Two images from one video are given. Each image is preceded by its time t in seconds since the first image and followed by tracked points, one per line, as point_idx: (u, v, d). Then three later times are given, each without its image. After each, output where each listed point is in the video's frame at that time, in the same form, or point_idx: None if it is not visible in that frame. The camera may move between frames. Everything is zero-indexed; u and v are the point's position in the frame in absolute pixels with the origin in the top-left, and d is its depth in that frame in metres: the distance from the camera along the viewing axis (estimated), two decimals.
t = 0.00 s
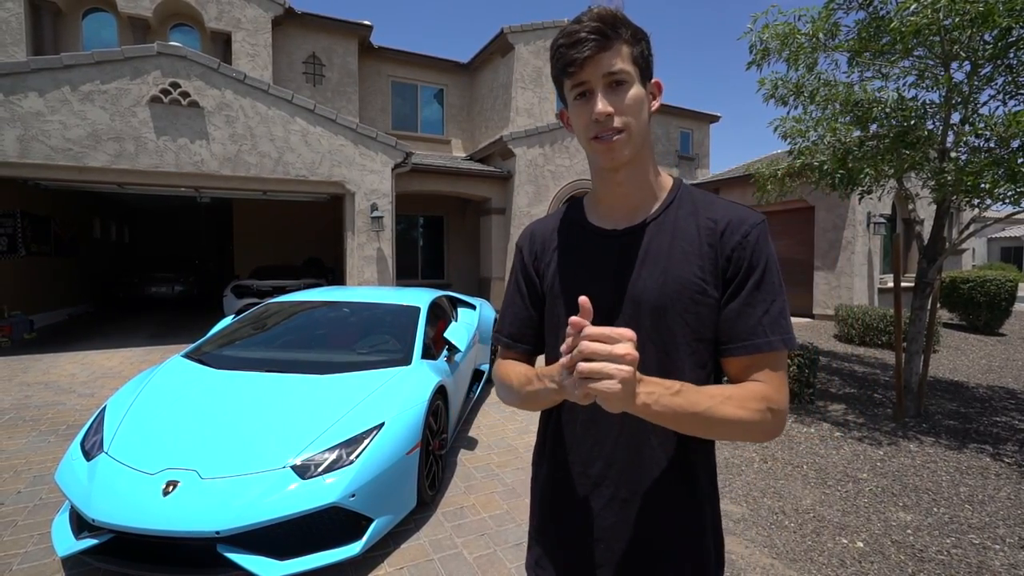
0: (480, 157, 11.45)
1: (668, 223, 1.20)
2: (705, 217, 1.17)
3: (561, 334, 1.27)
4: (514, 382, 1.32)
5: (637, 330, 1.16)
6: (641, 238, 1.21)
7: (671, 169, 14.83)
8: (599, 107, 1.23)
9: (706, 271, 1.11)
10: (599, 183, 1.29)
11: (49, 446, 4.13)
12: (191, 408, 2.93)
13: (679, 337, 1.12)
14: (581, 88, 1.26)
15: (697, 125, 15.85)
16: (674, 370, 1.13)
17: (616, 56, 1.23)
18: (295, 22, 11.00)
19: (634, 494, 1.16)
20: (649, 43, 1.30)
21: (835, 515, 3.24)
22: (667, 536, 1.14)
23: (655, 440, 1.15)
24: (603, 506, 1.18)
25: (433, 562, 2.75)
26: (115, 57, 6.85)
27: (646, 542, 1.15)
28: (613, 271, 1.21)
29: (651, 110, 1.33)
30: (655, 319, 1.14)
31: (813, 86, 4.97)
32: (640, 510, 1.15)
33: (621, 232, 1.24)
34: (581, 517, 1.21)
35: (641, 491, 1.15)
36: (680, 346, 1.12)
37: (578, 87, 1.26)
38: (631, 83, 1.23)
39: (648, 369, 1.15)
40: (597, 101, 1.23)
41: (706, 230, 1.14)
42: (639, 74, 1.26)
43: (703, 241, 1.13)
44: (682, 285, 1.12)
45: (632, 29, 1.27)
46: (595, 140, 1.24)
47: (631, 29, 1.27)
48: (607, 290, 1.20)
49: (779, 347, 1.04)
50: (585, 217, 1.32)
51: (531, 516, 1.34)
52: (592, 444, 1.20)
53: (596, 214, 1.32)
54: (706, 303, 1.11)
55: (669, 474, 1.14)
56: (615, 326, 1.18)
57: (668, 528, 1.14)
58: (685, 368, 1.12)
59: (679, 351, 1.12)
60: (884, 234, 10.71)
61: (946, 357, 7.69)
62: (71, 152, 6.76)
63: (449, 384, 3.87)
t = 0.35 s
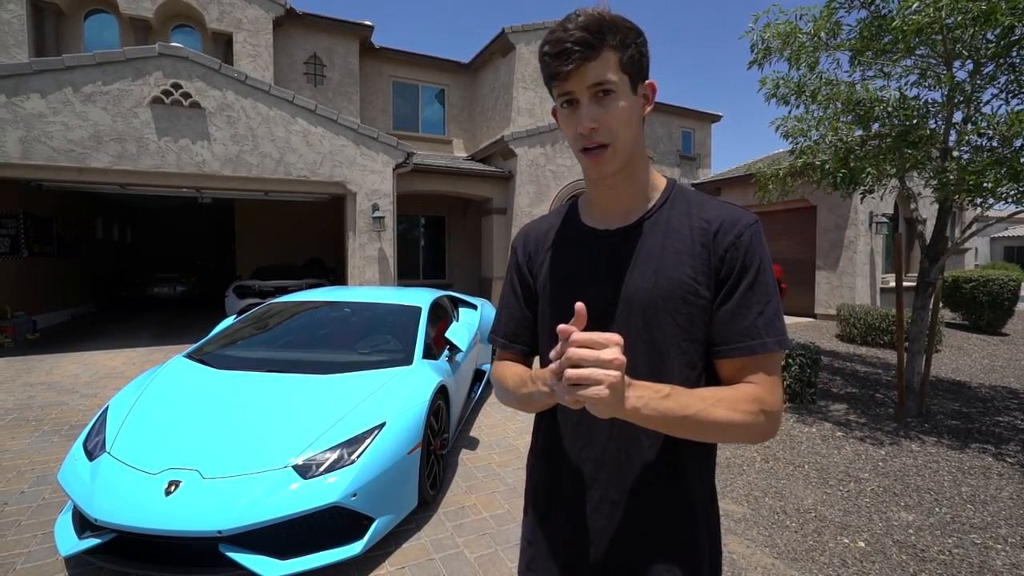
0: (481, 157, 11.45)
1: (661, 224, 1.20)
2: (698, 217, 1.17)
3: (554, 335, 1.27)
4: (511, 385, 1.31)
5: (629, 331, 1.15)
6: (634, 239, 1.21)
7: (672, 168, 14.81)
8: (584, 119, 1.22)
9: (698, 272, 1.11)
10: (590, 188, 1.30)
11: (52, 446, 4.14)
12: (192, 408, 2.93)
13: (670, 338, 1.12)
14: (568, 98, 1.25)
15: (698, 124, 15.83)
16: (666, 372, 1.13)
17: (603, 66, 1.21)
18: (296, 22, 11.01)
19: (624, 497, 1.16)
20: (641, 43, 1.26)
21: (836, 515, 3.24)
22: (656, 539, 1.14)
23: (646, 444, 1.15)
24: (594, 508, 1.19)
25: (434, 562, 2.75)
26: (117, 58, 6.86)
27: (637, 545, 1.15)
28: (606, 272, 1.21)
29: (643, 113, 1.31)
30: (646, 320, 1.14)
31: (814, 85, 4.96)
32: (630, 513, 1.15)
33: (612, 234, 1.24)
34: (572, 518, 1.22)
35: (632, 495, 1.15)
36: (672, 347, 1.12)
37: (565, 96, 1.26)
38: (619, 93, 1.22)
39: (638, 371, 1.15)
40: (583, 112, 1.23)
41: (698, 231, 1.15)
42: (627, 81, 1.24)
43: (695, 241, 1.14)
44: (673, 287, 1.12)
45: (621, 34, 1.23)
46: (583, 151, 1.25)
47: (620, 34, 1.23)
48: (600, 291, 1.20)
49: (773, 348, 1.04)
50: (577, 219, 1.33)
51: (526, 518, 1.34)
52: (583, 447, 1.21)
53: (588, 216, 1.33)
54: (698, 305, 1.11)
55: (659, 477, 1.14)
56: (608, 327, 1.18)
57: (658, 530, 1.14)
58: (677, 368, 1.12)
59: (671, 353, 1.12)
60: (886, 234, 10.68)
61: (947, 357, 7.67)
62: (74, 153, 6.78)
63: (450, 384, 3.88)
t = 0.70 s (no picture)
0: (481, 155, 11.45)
1: (655, 226, 1.20)
2: (692, 220, 1.17)
3: (547, 336, 1.28)
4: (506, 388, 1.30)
5: (624, 333, 1.15)
6: (628, 241, 1.21)
7: (673, 167, 14.80)
8: (583, 113, 1.21)
9: (693, 275, 1.11)
10: (586, 187, 1.29)
11: (53, 445, 4.15)
12: (191, 408, 2.93)
13: (664, 340, 1.12)
14: (565, 92, 1.25)
15: (698, 123, 15.81)
16: (657, 375, 1.13)
17: (603, 59, 1.21)
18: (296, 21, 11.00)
19: (618, 499, 1.16)
20: (638, 40, 1.28)
21: (836, 513, 3.24)
22: (649, 540, 1.14)
23: (640, 446, 1.15)
24: (586, 511, 1.19)
25: (434, 561, 2.75)
26: (116, 56, 6.85)
27: (630, 547, 1.15)
28: (600, 274, 1.21)
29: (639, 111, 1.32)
30: (641, 323, 1.13)
31: (815, 83, 4.96)
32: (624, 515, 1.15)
33: (607, 235, 1.24)
34: (565, 521, 1.21)
35: (626, 497, 1.15)
36: (666, 351, 1.12)
37: (562, 91, 1.25)
38: (618, 87, 1.22)
39: (629, 374, 1.15)
40: (583, 107, 1.22)
41: (692, 234, 1.14)
42: (626, 77, 1.24)
43: (690, 244, 1.14)
44: (667, 290, 1.12)
45: (621, 28, 1.24)
46: (581, 147, 1.24)
47: (620, 28, 1.24)
48: (594, 293, 1.20)
49: (767, 352, 1.04)
50: (572, 219, 1.33)
51: (522, 518, 1.34)
52: (576, 449, 1.21)
53: (582, 217, 1.32)
54: (692, 308, 1.11)
55: (652, 479, 1.14)
56: (602, 329, 1.19)
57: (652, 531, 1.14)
58: (669, 371, 1.12)
59: (665, 357, 1.12)
60: (886, 232, 10.68)
61: (947, 355, 7.68)
62: (73, 152, 6.77)
63: (450, 383, 3.88)
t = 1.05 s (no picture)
0: (479, 153, 11.43)
1: (654, 219, 1.20)
2: (693, 213, 1.17)
3: (544, 331, 1.27)
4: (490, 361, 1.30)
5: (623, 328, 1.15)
6: (625, 235, 1.21)
7: (671, 165, 14.80)
8: (582, 100, 1.22)
9: (695, 267, 1.11)
10: (585, 178, 1.28)
11: (50, 444, 4.14)
12: (188, 406, 2.93)
13: (663, 334, 1.12)
14: (564, 80, 1.25)
15: (697, 121, 15.81)
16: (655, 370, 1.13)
17: (601, 45, 1.22)
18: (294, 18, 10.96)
19: (616, 494, 1.16)
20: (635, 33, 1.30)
21: (833, 511, 3.25)
22: (648, 535, 1.14)
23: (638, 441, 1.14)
24: (583, 504, 1.18)
25: (432, 559, 2.75)
26: (113, 54, 6.83)
27: (629, 541, 1.15)
28: (599, 268, 1.20)
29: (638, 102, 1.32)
30: (640, 317, 1.13)
31: (813, 82, 4.95)
32: (623, 509, 1.15)
33: (605, 227, 1.24)
34: (562, 514, 1.21)
35: (624, 490, 1.15)
36: (664, 345, 1.12)
37: (561, 78, 1.26)
38: (617, 75, 1.23)
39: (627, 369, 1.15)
40: (582, 93, 1.22)
41: (694, 228, 1.15)
42: (624, 65, 1.25)
43: (692, 237, 1.14)
44: (667, 283, 1.12)
45: (619, 19, 1.26)
46: (580, 133, 1.23)
47: (617, 19, 1.26)
48: (592, 288, 1.20)
49: (775, 346, 1.05)
50: (571, 213, 1.32)
51: (520, 515, 1.34)
52: (574, 443, 1.20)
53: (582, 210, 1.31)
54: (696, 301, 1.11)
55: (651, 473, 1.14)
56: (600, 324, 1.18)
57: (651, 525, 1.14)
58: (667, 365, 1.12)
59: (664, 352, 1.12)
60: (884, 230, 10.70)
61: (945, 353, 7.70)
62: (70, 150, 6.75)
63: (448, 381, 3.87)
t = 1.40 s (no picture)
0: (479, 151, 11.42)
1: (658, 212, 1.20)
2: (699, 207, 1.18)
3: (550, 329, 1.27)
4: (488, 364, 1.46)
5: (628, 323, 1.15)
6: (628, 229, 1.21)
7: (671, 163, 14.79)
8: (578, 94, 1.23)
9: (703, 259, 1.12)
10: (585, 173, 1.29)
11: (49, 441, 4.14)
12: (188, 403, 2.93)
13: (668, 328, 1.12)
14: (562, 76, 1.27)
15: (697, 119, 15.79)
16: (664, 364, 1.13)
17: (596, 42, 1.24)
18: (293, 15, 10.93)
19: (627, 492, 1.16)
20: (632, 29, 1.31)
21: (831, 509, 3.26)
22: (660, 532, 1.14)
23: (647, 439, 1.14)
24: (593, 503, 1.18)
25: (431, 556, 2.76)
26: (111, 51, 6.81)
27: (641, 539, 1.15)
28: (603, 264, 1.20)
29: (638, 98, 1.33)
30: (646, 310, 1.13)
31: (812, 80, 4.95)
32: (633, 507, 1.16)
33: (606, 221, 1.24)
34: (571, 513, 1.21)
35: (635, 488, 1.16)
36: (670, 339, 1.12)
37: (558, 75, 1.28)
38: (613, 69, 1.24)
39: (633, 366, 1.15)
40: (577, 87, 1.24)
41: (700, 221, 1.15)
42: (621, 61, 1.26)
43: (700, 229, 1.14)
44: (674, 275, 1.12)
45: (614, 17, 1.28)
46: (577, 128, 1.24)
47: (613, 17, 1.28)
48: (596, 284, 1.20)
49: (791, 330, 1.04)
50: (572, 209, 1.32)
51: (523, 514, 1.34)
52: (582, 442, 1.20)
53: (584, 206, 1.31)
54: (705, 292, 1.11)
55: (661, 471, 1.14)
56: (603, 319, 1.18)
57: (663, 523, 1.14)
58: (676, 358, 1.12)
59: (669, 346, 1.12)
60: (883, 229, 10.70)
61: (943, 352, 7.70)
62: (68, 147, 6.73)
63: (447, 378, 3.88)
